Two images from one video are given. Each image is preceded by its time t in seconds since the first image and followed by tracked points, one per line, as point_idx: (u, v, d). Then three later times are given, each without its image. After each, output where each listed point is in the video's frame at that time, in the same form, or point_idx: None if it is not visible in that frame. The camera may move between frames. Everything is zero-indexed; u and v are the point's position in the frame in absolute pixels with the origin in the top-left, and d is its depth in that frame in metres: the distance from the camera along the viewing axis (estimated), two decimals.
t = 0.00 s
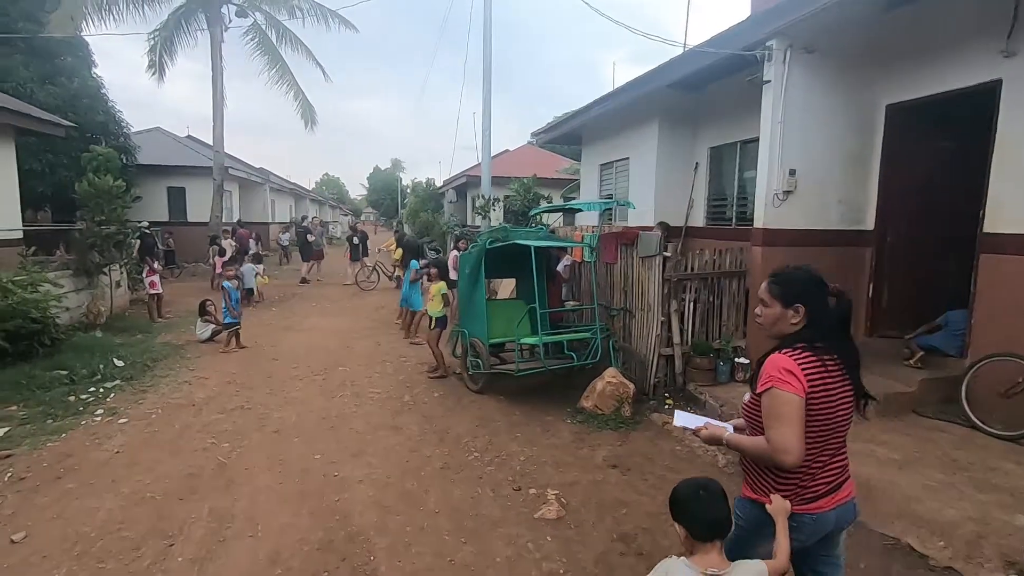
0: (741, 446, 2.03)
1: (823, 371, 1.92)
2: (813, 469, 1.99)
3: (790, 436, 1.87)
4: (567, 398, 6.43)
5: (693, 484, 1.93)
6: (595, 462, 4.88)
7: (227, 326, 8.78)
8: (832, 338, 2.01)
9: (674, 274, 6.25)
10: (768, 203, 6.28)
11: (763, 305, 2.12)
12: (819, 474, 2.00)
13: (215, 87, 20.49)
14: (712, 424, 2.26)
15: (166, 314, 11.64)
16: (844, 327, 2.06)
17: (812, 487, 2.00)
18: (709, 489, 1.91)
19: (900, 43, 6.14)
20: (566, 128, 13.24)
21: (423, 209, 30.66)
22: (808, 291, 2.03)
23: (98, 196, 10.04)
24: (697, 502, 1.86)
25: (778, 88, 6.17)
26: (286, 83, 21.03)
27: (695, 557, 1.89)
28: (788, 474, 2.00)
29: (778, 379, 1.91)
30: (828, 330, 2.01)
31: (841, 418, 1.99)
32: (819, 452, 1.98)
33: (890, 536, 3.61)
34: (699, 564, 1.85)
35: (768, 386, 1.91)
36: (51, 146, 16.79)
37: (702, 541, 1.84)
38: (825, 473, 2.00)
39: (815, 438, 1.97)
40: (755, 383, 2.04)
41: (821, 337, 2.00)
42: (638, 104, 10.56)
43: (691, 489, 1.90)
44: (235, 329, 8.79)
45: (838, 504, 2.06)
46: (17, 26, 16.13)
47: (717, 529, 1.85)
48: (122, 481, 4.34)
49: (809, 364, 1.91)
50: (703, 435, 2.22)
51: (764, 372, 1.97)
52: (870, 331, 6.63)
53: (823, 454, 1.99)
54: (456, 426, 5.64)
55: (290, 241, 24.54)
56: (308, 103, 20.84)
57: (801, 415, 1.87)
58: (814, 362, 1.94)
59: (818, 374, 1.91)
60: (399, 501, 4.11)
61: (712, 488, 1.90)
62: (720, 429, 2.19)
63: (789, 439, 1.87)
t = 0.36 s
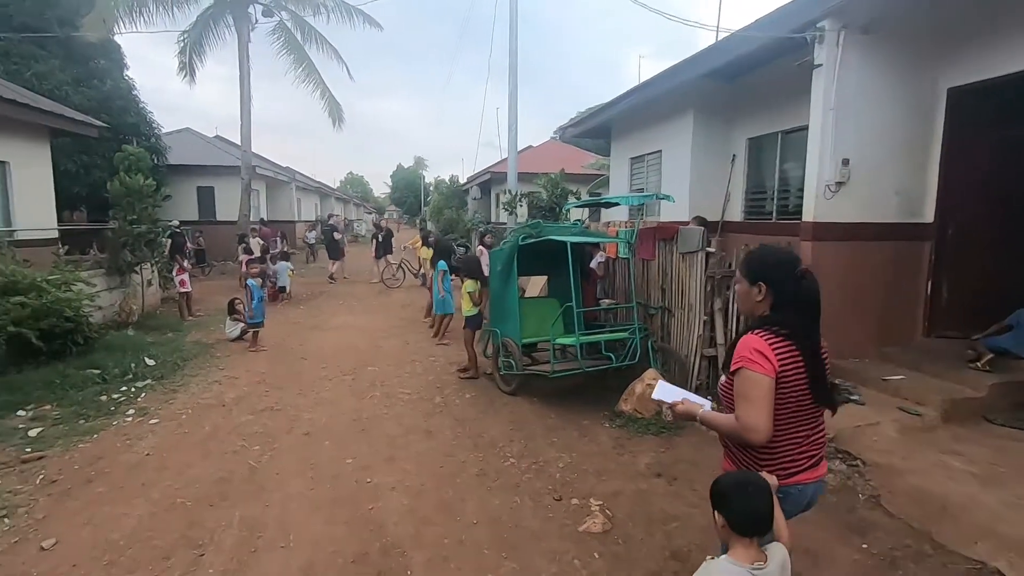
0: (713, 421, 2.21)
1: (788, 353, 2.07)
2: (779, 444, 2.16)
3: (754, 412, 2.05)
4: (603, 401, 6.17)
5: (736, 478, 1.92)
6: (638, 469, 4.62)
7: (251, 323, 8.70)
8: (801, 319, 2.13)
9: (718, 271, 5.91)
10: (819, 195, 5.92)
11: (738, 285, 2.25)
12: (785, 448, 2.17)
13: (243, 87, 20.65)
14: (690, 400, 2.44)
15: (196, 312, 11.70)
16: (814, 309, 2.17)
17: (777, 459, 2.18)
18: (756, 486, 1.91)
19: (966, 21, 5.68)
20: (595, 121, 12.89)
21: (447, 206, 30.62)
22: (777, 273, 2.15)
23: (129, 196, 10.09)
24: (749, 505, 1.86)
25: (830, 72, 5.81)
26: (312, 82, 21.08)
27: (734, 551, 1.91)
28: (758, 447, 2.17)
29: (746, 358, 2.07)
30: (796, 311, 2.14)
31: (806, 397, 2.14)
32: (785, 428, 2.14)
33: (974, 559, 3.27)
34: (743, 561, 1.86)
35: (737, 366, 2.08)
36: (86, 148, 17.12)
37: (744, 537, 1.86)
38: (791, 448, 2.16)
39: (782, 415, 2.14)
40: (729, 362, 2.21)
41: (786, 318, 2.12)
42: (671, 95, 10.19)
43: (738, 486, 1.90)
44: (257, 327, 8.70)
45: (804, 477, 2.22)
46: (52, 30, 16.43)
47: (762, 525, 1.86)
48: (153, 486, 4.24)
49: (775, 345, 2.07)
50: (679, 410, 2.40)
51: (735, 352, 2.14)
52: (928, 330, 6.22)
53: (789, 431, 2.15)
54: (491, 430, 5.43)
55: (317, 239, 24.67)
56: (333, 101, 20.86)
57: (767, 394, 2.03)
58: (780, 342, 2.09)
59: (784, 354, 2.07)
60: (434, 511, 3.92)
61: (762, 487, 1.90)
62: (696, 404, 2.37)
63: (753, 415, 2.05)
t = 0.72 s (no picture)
0: (704, 414, 2.25)
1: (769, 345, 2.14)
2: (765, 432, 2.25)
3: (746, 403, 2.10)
4: (638, 404, 5.91)
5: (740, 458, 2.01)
6: (681, 478, 4.36)
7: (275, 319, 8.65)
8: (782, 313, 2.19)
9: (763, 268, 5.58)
10: (874, 187, 5.55)
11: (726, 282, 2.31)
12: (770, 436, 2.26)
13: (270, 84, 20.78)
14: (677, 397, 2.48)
15: (224, 308, 11.75)
16: (795, 304, 2.23)
17: (765, 447, 2.27)
18: (760, 464, 1.99)
19: None
20: (625, 113, 12.50)
21: (471, 201, 30.49)
22: (759, 270, 2.21)
23: (159, 191, 10.13)
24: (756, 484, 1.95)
25: (887, 55, 5.41)
26: (337, 78, 21.10)
27: (743, 529, 2.00)
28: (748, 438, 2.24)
29: (736, 352, 2.13)
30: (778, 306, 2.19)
31: (789, 388, 2.23)
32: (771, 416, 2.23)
33: None
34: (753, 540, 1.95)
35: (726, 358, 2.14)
36: (119, 145, 17.41)
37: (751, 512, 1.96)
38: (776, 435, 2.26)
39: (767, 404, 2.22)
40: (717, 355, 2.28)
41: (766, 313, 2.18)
42: (706, 85, 9.78)
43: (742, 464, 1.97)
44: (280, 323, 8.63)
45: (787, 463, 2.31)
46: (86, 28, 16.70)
47: (768, 504, 1.95)
48: (179, 487, 4.14)
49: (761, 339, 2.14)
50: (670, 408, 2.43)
51: (724, 345, 2.19)
52: (991, 332, 5.79)
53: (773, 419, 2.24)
54: (522, 433, 5.22)
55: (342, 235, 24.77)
56: (359, 97, 20.85)
57: (755, 384, 2.09)
58: (763, 336, 2.16)
59: (767, 348, 2.14)
60: (467, 521, 3.73)
61: (767, 467, 1.98)
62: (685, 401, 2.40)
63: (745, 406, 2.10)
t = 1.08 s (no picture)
0: (695, 402, 2.24)
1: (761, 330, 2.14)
2: (755, 421, 2.25)
3: (739, 392, 2.09)
4: (677, 414, 5.59)
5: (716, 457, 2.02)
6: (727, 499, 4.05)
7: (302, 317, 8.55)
8: (769, 298, 2.20)
9: (814, 272, 5.19)
10: (939, 186, 5.10)
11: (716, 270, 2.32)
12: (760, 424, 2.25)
13: (300, 82, 20.91)
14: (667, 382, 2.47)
15: (252, 305, 11.77)
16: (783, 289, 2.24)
17: (757, 435, 2.26)
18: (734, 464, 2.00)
19: None
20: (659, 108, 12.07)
21: (498, 200, 30.31)
22: (749, 257, 2.21)
23: (189, 188, 10.17)
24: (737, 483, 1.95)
25: (957, 41, 4.97)
26: (366, 76, 21.11)
27: (714, 527, 2.01)
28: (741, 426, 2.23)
29: (730, 339, 2.11)
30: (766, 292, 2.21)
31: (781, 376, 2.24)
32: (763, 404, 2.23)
33: None
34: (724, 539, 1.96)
35: (720, 346, 2.12)
36: (153, 143, 17.71)
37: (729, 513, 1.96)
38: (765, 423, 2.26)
39: (759, 393, 2.21)
40: (708, 343, 2.26)
41: (757, 300, 2.18)
42: (747, 78, 9.34)
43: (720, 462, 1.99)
44: (306, 321, 8.54)
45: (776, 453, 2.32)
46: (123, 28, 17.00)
47: (743, 503, 1.96)
48: (199, 494, 4.00)
49: (754, 325, 2.13)
50: (660, 392, 2.42)
51: (716, 333, 2.18)
52: None
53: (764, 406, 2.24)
54: (554, 443, 4.95)
55: (369, 233, 24.81)
56: (386, 96, 20.82)
57: (750, 372, 2.07)
58: (758, 323, 2.15)
59: (762, 334, 2.13)
60: (498, 541, 3.49)
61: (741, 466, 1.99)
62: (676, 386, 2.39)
63: (739, 394, 2.09)
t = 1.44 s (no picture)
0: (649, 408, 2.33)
1: (709, 337, 2.22)
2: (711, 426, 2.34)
3: (688, 398, 2.19)
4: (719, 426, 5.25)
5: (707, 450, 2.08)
6: (776, 523, 3.74)
7: (329, 314, 8.46)
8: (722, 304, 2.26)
9: (873, 277, 4.78)
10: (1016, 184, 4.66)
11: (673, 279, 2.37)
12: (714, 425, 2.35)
13: (332, 78, 21.02)
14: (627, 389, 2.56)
15: (281, 300, 11.81)
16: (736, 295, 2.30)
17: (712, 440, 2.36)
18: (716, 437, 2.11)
19: None
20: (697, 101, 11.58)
21: (528, 197, 30.02)
22: (703, 267, 2.26)
23: (221, 183, 10.21)
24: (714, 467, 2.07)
25: None
26: (397, 72, 21.07)
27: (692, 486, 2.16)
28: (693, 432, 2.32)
29: (680, 348, 2.21)
30: (721, 299, 2.25)
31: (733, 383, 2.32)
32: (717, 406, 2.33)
33: None
34: (698, 494, 2.13)
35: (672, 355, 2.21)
36: (190, 139, 18.03)
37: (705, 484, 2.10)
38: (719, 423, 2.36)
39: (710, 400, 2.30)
40: (662, 352, 2.35)
41: (709, 308, 2.24)
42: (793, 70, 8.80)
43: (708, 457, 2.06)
44: (334, 319, 8.44)
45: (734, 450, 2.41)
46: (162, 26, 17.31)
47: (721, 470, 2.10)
48: (220, 499, 3.88)
49: (706, 333, 2.21)
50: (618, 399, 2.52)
51: (668, 342, 2.27)
52: None
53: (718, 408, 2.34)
54: (587, 454, 4.70)
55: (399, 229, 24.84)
56: (417, 92, 20.73)
57: (698, 379, 2.17)
58: (709, 333, 2.23)
59: (711, 341, 2.21)
60: (528, 562, 3.26)
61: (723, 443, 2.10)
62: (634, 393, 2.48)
63: (688, 399, 2.18)
